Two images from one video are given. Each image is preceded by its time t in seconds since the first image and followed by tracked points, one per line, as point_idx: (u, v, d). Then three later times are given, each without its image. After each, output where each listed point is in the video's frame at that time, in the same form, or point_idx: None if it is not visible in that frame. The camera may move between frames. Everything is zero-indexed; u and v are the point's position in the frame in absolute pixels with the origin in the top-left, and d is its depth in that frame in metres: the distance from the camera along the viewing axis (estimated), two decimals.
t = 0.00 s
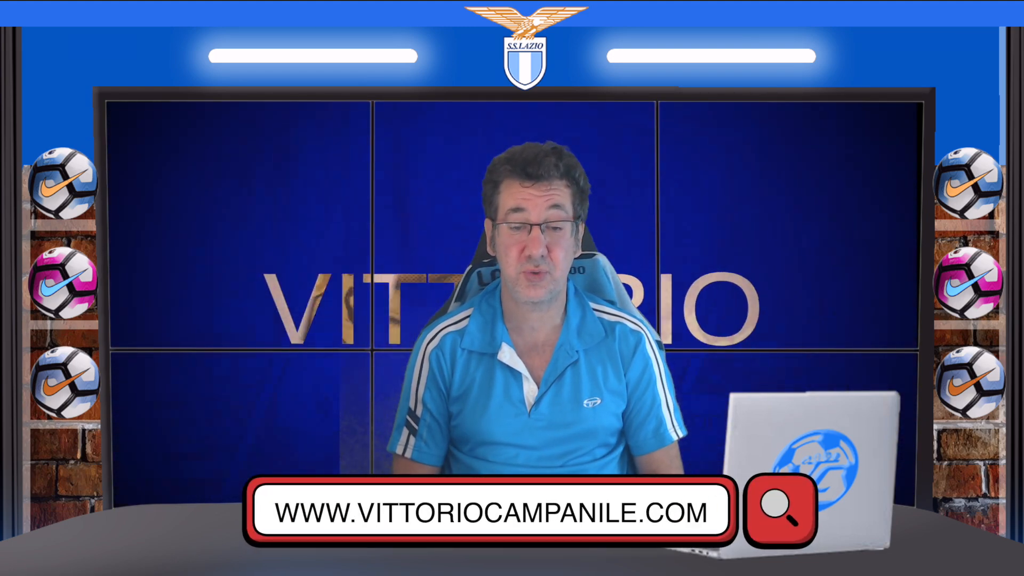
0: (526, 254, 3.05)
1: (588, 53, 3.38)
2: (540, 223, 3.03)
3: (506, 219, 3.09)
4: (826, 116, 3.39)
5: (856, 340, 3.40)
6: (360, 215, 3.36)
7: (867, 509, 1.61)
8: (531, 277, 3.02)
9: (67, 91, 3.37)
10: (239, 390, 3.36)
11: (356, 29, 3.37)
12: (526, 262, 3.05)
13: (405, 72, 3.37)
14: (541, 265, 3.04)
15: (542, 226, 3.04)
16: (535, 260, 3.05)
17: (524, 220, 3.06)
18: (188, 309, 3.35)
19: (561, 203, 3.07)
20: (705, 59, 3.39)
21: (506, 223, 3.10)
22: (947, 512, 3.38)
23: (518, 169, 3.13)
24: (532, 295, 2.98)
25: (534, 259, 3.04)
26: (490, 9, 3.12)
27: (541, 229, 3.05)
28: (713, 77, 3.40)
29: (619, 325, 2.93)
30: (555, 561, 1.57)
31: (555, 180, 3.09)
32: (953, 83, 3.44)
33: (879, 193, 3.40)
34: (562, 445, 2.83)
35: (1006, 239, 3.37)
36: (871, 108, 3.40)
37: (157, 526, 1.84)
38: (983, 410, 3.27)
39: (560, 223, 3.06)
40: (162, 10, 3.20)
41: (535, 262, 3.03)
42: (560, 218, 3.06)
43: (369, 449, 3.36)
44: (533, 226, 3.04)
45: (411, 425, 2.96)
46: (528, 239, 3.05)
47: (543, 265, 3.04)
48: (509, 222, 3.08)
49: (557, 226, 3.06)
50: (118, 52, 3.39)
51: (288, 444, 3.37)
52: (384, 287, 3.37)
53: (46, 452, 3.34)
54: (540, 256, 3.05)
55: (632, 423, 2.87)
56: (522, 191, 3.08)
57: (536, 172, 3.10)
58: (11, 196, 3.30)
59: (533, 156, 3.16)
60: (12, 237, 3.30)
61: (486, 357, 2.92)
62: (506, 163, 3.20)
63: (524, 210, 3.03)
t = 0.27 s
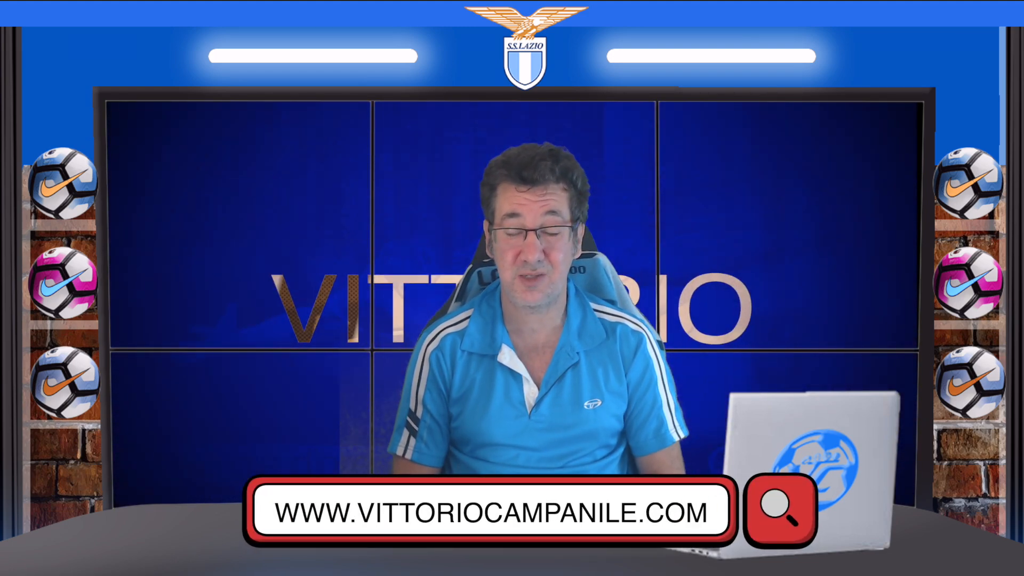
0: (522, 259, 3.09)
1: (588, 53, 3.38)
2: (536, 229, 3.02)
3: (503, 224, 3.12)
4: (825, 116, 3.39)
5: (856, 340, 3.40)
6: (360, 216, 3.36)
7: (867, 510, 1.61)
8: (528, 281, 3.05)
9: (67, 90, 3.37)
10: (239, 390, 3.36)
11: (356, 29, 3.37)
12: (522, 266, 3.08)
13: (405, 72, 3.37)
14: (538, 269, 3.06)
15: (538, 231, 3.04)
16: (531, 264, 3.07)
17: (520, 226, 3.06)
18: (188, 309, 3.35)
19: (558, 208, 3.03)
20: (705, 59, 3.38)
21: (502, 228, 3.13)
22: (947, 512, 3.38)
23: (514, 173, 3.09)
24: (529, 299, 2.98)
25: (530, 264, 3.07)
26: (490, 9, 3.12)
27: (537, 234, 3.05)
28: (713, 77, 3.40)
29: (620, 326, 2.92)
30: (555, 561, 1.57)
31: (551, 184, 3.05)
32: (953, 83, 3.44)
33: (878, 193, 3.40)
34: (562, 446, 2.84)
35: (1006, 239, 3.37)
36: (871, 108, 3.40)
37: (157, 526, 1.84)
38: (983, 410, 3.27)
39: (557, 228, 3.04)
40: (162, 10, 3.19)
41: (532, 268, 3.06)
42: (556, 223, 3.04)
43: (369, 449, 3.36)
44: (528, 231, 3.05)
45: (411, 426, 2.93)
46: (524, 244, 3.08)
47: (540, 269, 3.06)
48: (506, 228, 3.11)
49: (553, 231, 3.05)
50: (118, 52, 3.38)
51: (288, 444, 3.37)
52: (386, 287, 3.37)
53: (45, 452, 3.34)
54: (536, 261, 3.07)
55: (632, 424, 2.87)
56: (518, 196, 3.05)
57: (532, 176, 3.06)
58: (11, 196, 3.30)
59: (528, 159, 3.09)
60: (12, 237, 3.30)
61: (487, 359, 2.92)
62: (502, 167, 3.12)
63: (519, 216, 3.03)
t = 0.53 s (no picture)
0: (522, 254, 3.04)
1: (588, 53, 3.38)
2: (536, 224, 3.02)
3: (503, 220, 3.09)
4: (826, 116, 3.39)
5: (856, 340, 3.40)
6: (360, 216, 3.36)
7: (867, 510, 1.61)
8: (527, 278, 3.02)
9: (67, 90, 3.37)
10: (239, 390, 3.36)
11: (356, 29, 3.37)
12: (522, 262, 3.04)
13: (405, 72, 3.37)
14: (538, 266, 3.02)
15: (539, 227, 3.03)
16: (531, 261, 3.03)
17: (520, 221, 3.05)
18: (188, 309, 3.36)
19: (557, 203, 3.05)
20: (705, 59, 3.38)
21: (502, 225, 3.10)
22: (946, 512, 3.38)
23: (513, 170, 3.10)
24: (528, 297, 2.98)
25: (531, 260, 3.03)
26: (489, 8, 3.12)
27: (537, 229, 3.04)
28: (713, 77, 3.40)
29: (619, 326, 2.92)
30: (555, 561, 1.57)
31: (550, 180, 3.06)
32: (953, 83, 3.44)
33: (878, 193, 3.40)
34: (562, 447, 2.84)
35: (1006, 239, 3.37)
36: (871, 107, 3.40)
37: (158, 526, 1.84)
38: (983, 410, 3.27)
39: (556, 223, 3.04)
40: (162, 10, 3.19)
41: (532, 264, 3.02)
42: (556, 218, 3.04)
43: (369, 449, 3.36)
44: (528, 227, 3.04)
45: (411, 426, 2.95)
46: (524, 240, 3.05)
47: (540, 266, 3.02)
48: (505, 223, 3.08)
49: (552, 226, 3.04)
50: (118, 52, 3.38)
51: (288, 443, 3.37)
52: (386, 288, 3.37)
53: (45, 452, 3.34)
54: (536, 257, 3.03)
55: (632, 424, 2.87)
56: (518, 192, 3.07)
57: (531, 172, 3.08)
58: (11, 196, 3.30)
59: (528, 156, 3.12)
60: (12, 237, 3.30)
61: (486, 359, 2.91)
62: (502, 164, 3.15)
63: (520, 211, 3.03)
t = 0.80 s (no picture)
0: (522, 253, 3.03)
1: (589, 53, 3.38)
2: (535, 223, 3.00)
3: (502, 219, 3.07)
4: (826, 116, 3.39)
5: (856, 340, 3.40)
6: (360, 215, 3.36)
7: (867, 510, 1.61)
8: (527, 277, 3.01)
9: (67, 90, 3.37)
10: (239, 390, 3.36)
11: (356, 29, 3.37)
12: (522, 260, 3.03)
13: (405, 72, 3.37)
14: (537, 264, 3.01)
15: (538, 225, 3.01)
16: (531, 260, 3.02)
17: (519, 220, 3.03)
18: (187, 308, 3.36)
19: (555, 203, 3.02)
20: (705, 59, 3.38)
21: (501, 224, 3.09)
22: (946, 512, 3.38)
23: (512, 169, 3.08)
24: (528, 296, 2.98)
25: (530, 258, 3.02)
26: (489, 8, 3.12)
27: (536, 228, 3.02)
28: (713, 77, 3.40)
29: (619, 325, 2.92)
30: (555, 561, 1.57)
31: (549, 178, 3.04)
32: (953, 83, 3.44)
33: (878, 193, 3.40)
34: (563, 445, 2.84)
35: (1006, 239, 3.37)
36: (871, 107, 3.40)
37: (158, 526, 1.84)
38: (983, 411, 3.27)
39: (555, 222, 3.02)
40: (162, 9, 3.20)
41: (531, 262, 3.01)
42: (555, 217, 3.02)
43: (369, 449, 3.36)
44: (527, 226, 3.02)
45: (411, 426, 2.94)
46: (523, 239, 3.03)
47: (539, 264, 3.01)
48: (504, 222, 3.06)
49: (552, 225, 3.02)
50: (118, 52, 3.38)
51: (288, 443, 3.37)
52: (386, 288, 3.37)
53: (45, 452, 3.34)
54: (535, 256, 3.02)
55: (632, 422, 2.86)
56: (517, 191, 3.05)
57: (529, 171, 3.05)
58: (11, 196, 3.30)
59: (526, 155, 3.09)
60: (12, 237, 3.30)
61: (486, 358, 2.92)
62: (501, 163, 3.14)
63: (519, 210, 3.01)
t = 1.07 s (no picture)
0: (519, 256, 3.04)
1: (589, 53, 3.38)
2: (532, 226, 3.00)
3: (499, 223, 3.08)
4: (826, 116, 3.39)
5: (856, 340, 3.40)
6: (360, 215, 3.36)
7: (867, 509, 1.61)
8: (526, 280, 3.02)
9: (67, 90, 3.37)
10: (239, 390, 3.36)
11: (356, 29, 3.37)
12: (520, 263, 3.04)
13: (405, 72, 3.37)
14: (535, 267, 3.02)
15: (535, 228, 3.01)
16: (529, 262, 3.02)
17: (516, 224, 3.04)
18: (187, 308, 3.36)
19: (553, 205, 3.02)
20: (705, 59, 3.39)
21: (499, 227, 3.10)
22: (946, 512, 3.38)
23: (509, 172, 3.12)
24: (527, 298, 2.97)
25: (528, 261, 3.02)
26: (489, 8, 3.12)
27: (534, 231, 3.02)
28: (713, 77, 3.40)
29: (619, 325, 2.92)
30: (555, 561, 1.57)
31: (546, 180, 3.06)
32: (952, 83, 3.44)
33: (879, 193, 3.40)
34: (563, 445, 2.84)
35: (1006, 239, 3.37)
36: (871, 107, 3.40)
37: (157, 526, 1.84)
38: (983, 411, 3.27)
39: (553, 225, 3.02)
40: (162, 9, 3.20)
41: (529, 265, 3.01)
42: (552, 220, 3.02)
43: (369, 449, 3.36)
44: (524, 229, 3.03)
45: (411, 426, 2.96)
46: (520, 242, 3.04)
47: (537, 267, 3.01)
48: (502, 226, 3.07)
49: (549, 228, 3.02)
50: (118, 52, 3.38)
51: (288, 443, 3.37)
52: (386, 288, 3.37)
53: (46, 452, 3.34)
54: (533, 258, 3.02)
55: (632, 422, 2.86)
56: (513, 193, 3.06)
57: (526, 174, 3.08)
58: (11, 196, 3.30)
59: (523, 157, 3.14)
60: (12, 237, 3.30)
61: (486, 358, 2.91)
62: (497, 166, 3.19)
63: (515, 214, 3.02)
